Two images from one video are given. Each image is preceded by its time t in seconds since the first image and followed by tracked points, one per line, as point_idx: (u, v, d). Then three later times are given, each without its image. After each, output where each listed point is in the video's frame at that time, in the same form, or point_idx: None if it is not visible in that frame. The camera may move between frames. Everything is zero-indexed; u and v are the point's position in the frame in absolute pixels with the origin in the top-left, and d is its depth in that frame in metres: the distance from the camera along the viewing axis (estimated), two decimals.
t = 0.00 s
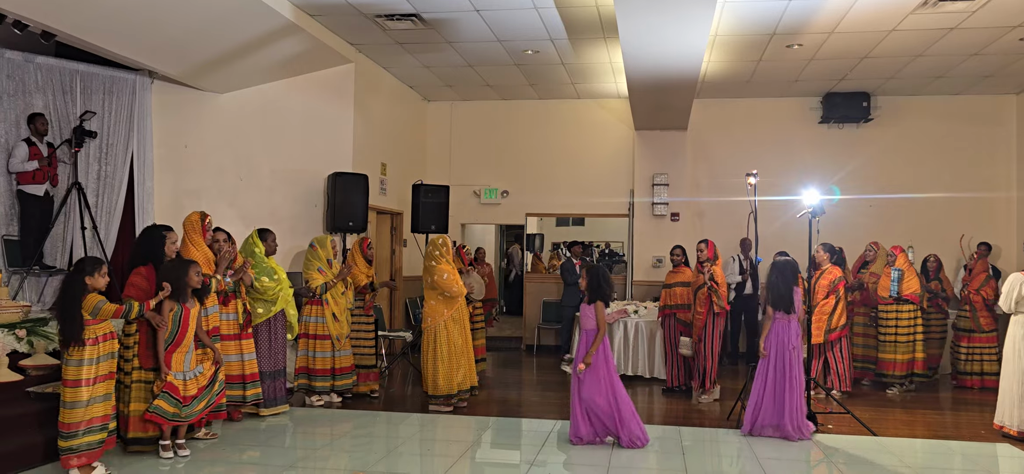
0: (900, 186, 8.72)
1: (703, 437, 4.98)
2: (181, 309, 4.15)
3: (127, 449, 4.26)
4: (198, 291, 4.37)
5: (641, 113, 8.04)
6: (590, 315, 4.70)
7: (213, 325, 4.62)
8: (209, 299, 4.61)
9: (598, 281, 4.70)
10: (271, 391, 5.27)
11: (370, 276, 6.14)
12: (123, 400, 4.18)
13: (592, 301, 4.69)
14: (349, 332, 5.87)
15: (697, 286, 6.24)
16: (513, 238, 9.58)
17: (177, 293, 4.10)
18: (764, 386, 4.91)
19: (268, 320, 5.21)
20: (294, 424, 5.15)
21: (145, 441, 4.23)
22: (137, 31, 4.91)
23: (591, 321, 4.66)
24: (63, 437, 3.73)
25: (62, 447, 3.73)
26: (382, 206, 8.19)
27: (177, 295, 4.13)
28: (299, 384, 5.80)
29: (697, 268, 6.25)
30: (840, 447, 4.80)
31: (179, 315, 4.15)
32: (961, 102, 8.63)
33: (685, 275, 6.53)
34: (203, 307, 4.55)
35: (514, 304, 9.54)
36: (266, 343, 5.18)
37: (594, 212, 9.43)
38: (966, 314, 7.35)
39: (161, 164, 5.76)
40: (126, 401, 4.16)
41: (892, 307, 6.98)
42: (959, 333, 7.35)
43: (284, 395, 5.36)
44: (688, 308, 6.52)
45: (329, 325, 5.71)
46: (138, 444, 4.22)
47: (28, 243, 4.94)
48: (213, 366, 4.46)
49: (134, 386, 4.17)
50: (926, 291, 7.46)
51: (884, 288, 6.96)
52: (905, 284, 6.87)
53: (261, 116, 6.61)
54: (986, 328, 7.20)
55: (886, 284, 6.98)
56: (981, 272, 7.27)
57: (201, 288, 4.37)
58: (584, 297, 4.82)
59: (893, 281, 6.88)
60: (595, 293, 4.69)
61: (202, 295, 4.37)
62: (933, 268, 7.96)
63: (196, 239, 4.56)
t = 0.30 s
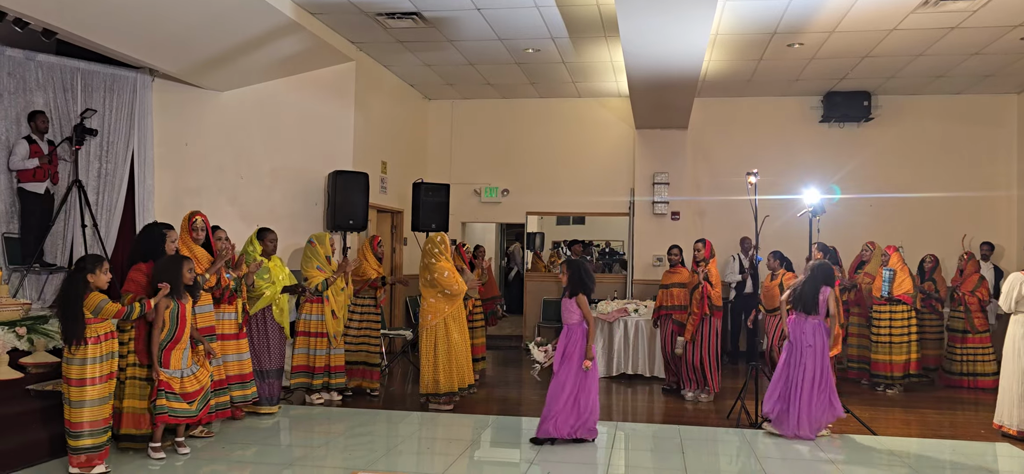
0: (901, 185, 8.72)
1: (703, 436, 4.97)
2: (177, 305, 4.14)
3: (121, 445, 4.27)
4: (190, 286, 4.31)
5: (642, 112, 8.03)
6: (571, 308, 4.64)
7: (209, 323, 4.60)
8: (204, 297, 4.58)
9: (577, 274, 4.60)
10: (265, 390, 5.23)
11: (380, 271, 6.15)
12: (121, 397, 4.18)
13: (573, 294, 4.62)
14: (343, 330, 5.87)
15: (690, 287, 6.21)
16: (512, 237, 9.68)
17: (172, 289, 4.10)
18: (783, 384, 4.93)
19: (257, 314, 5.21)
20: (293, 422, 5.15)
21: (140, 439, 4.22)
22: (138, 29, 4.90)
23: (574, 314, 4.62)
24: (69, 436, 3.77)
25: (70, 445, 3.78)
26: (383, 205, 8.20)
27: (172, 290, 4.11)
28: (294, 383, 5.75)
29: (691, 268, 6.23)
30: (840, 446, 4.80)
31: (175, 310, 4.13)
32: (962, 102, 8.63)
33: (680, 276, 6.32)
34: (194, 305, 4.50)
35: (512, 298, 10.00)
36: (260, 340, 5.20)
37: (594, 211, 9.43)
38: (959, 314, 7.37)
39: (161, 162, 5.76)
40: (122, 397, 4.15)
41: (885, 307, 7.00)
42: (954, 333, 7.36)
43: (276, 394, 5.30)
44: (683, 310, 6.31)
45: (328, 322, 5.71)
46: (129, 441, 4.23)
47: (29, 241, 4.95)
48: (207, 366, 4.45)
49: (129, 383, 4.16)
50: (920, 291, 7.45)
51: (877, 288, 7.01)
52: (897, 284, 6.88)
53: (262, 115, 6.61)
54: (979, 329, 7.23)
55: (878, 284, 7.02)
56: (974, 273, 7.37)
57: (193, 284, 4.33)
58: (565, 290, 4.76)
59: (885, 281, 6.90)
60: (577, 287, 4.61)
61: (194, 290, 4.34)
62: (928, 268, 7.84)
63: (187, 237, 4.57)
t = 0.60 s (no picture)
0: (902, 185, 8.72)
1: (703, 436, 4.97)
2: (166, 304, 4.13)
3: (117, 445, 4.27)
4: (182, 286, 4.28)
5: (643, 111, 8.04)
6: (551, 306, 4.64)
7: (204, 321, 4.62)
8: (201, 294, 4.61)
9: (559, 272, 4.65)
10: (260, 386, 5.24)
11: (378, 275, 6.10)
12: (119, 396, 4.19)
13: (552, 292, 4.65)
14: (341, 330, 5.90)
15: (686, 286, 6.20)
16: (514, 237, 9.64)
17: (160, 290, 4.04)
18: (798, 377, 4.91)
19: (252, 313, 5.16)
20: (294, 421, 5.15)
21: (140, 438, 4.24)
22: (139, 28, 4.90)
23: (552, 313, 4.62)
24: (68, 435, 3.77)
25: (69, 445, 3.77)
26: (383, 204, 8.20)
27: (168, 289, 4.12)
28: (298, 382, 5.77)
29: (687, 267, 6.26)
30: (840, 446, 4.80)
31: (165, 309, 4.13)
32: (963, 101, 8.62)
33: (676, 275, 6.45)
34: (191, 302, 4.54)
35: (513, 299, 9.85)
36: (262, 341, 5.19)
37: (595, 210, 9.42)
38: (957, 313, 7.37)
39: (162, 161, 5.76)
40: (120, 395, 4.18)
41: (878, 306, 7.03)
42: (948, 332, 7.37)
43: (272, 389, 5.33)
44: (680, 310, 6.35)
45: (328, 320, 5.74)
46: (126, 439, 4.27)
47: (29, 240, 4.95)
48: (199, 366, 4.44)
49: (128, 382, 4.18)
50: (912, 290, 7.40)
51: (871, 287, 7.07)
52: (891, 283, 6.95)
53: (263, 113, 6.61)
54: (976, 328, 7.26)
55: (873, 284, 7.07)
56: (970, 272, 7.42)
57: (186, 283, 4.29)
58: (547, 289, 4.77)
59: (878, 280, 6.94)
60: (557, 285, 4.63)
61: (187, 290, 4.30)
62: (921, 267, 7.63)
63: (183, 236, 4.60)
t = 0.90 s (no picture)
0: (903, 185, 8.72)
1: (703, 436, 4.97)
2: (164, 303, 4.13)
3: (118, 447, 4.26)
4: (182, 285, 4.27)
5: (644, 111, 8.03)
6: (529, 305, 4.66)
7: (202, 321, 4.63)
8: (200, 293, 4.64)
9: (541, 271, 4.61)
10: (265, 388, 5.32)
11: (376, 273, 6.06)
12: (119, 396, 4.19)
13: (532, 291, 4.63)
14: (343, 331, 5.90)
15: (683, 289, 6.22)
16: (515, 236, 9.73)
17: (158, 289, 4.03)
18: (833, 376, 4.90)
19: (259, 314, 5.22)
20: (294, 421, 5.16)
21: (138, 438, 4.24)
22: (141, 27, 4.91)
23: (529, 312, 4.64)
24: (64, 434, 3.77)
25: (64, 444, 3.77)
26: (384, 203, 8.20)
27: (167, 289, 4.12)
28: (299, 382, 5.78)
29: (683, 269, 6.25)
30: (840, 446, 4.80)
31: (161, 308, 4.12)
32: (964, 102, 8.61)
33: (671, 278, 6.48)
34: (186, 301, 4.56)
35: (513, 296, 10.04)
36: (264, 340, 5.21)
37: (596, 210, 9.42)
38: (950, 314, 7.32)
39: (163, 160, 5.76)
40: (120, 396, 4.17)
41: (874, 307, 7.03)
42: (944, 333, 7.32)
43: (280, 389, 5.43)
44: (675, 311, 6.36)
45: (329, 320, 5.74)
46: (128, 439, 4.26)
47: (30, 239, 4.94)
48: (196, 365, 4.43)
49: (128, 382, 4.18)
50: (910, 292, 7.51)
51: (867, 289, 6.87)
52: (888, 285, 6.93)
53: (263, 113, 6.61)
54: (971, 329, 7.26)
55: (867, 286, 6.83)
56: (966, 272, 7.41)
57: (187, 283, 4.29)
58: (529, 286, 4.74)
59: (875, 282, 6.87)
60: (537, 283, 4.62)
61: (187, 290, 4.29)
62: (916, 269, 7.77)
63: (183, 235, 4.59)
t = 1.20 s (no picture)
0: (904, 186, 8.71)
1: (704, 436, 4.97)
2: (166, 302, 4.13)
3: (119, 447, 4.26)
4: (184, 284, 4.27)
5: (644, 110, 8.03)
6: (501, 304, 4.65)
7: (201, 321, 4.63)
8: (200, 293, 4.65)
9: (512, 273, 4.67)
10: (271, 386, 5.34)
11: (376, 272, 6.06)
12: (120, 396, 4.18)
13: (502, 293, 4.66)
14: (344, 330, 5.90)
15: (681, 286, 6.21)
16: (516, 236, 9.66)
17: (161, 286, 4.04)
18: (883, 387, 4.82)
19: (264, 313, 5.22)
20: (294, 420, 5.16)
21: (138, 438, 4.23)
22: (142, 27, 4.91)
23: (501, 311, 4.64)
24: (64, 433, 3.77)
25: (63, 443, 3.78)
26: (385, 203, 8.21)
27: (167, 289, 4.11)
28: (299, 381, 5.78)
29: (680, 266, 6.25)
30: (840, 446, 4.80)
31: (165, 306, 4.13)
32: (965, 102, 8.62)
33: (666, 275, 6.54)
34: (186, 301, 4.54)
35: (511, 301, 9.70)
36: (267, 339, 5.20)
37: (596, 210, 9.43)
38: (946, 315, 7.29)
39: (164, 160, 5.76)
40: (123, 396, 4.16)
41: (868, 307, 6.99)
42: (940, 335, 7.31)
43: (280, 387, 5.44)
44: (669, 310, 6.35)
45: (329, 320, 5.75)
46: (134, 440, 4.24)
47: (31, 238, 4.94)
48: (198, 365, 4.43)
49: (129, 382, 4.17)
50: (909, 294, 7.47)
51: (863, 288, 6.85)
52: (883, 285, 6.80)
53: (264, 112, 6.62)
54: (966, 332, 7.25)
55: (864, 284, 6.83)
56: (963, 273, 7.33)
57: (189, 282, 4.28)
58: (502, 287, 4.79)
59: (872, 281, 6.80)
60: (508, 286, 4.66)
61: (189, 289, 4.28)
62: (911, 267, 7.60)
63: (183, 234, 4.59)
